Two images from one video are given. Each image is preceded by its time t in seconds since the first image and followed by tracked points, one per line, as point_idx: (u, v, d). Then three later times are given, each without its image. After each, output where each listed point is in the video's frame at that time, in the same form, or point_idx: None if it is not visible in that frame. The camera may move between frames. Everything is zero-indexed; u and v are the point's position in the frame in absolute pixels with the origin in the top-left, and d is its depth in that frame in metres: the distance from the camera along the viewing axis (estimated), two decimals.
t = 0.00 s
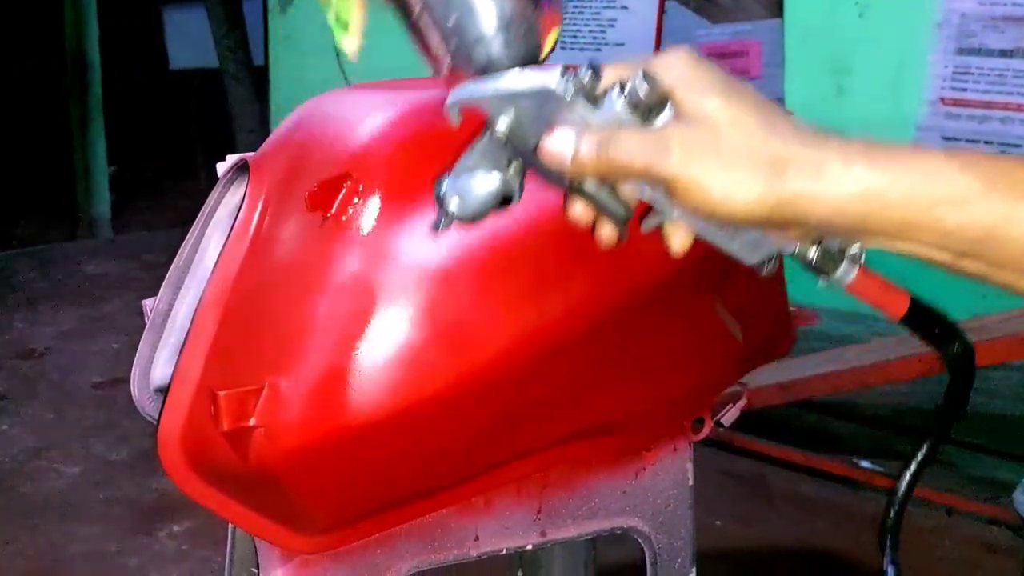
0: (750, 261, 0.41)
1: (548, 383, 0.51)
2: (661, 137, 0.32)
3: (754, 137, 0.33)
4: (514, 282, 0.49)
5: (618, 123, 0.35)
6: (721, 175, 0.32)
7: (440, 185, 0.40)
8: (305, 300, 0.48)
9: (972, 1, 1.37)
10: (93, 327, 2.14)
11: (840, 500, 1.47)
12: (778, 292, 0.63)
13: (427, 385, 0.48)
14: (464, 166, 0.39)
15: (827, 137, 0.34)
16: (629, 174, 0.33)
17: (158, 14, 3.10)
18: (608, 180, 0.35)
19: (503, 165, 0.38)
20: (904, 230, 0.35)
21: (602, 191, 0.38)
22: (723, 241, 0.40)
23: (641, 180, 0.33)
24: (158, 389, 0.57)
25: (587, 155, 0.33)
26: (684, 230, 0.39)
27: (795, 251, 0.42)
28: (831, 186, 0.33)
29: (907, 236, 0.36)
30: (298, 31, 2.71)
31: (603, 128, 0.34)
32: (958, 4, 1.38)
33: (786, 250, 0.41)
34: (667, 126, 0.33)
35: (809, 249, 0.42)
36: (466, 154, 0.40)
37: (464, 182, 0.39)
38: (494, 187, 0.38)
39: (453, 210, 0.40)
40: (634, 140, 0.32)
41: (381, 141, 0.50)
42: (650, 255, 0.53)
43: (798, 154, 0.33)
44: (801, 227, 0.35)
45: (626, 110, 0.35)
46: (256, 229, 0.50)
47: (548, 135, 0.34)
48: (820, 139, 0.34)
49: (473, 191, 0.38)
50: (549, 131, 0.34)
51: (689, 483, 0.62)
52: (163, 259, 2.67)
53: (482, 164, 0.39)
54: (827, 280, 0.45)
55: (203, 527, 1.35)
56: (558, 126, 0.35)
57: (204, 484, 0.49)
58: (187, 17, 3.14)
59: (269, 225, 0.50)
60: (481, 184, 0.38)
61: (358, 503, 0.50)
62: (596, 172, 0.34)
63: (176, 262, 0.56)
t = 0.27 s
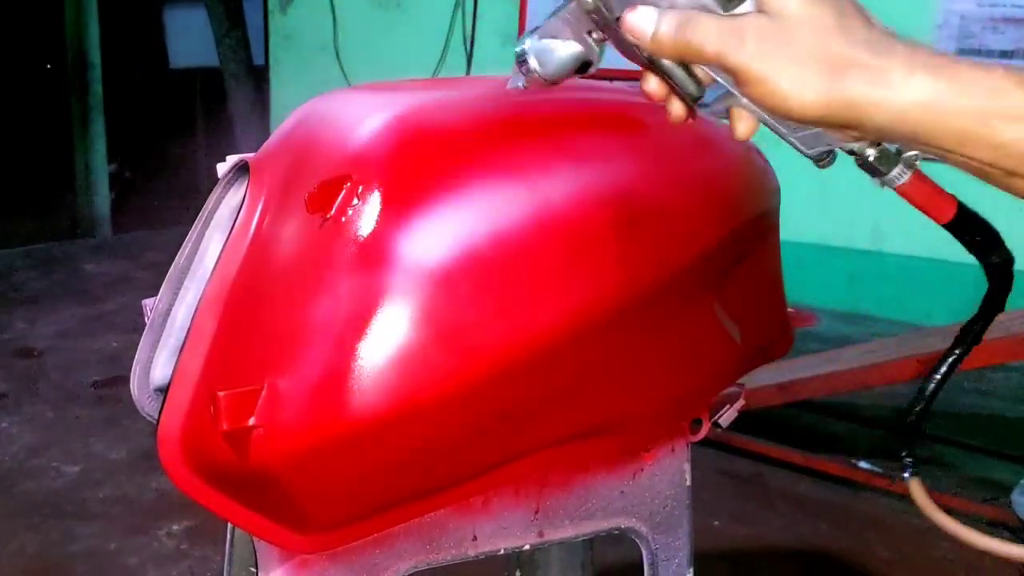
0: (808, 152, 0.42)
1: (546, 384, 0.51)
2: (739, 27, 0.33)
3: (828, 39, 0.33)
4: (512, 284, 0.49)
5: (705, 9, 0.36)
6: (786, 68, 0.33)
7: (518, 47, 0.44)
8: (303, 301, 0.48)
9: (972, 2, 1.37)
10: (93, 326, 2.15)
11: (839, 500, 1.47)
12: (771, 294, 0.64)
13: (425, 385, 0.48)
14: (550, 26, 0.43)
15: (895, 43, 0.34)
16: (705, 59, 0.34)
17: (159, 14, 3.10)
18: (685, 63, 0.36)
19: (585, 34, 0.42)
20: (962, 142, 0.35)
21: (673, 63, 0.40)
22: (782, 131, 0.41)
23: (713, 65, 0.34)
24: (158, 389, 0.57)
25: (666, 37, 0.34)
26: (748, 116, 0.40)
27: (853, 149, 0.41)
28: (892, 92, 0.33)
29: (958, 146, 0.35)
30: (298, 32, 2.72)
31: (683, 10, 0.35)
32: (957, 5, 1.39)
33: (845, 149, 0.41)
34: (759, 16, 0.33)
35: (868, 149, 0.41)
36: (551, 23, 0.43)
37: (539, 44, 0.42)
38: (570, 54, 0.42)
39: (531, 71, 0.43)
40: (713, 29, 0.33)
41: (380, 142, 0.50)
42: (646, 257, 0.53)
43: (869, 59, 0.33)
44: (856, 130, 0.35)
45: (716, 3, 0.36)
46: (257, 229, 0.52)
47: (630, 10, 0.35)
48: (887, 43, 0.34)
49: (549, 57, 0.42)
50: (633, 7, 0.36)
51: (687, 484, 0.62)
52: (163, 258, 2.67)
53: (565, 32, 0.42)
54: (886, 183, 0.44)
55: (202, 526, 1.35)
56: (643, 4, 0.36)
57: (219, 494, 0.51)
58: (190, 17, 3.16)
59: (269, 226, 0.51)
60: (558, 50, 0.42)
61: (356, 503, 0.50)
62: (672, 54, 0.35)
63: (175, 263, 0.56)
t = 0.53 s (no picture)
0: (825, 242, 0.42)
1: (546, 384, 0.52)
2: (780, 127, 0.32)
3: (865, 128, 0.34)
4: (513, 284, 0.50)
5: (730, 112, 0.34)
6: (835, 162, 0.33)
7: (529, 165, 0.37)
8: (304, 301, 0.49)
9: (972, 2, 1.37)
10: (93, 324, 2.15)
11: (839, 500, 1.48)
12: (771, 294, 0.64)
13: (426, 385, 0.48)
14: (560, 143, 0.37)
15: (930, 133, 0.36)
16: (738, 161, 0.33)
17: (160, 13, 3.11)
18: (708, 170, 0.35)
19: (600, 150, 0.37)
20: (1000, 223, 0.37)
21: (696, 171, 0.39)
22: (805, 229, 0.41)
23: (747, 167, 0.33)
24: (160, 388, 0.57)
25: (699, 145, 0.33)
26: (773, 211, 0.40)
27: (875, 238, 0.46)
28: (936, 178, 0.34)
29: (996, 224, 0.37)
30: (299, 31, 2.72)
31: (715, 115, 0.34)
32: (958, 5, 1.38)
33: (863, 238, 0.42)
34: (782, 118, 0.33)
35: (892, 236, 0.46)
36: (555, 141, 0.37)
37: (552, 162, 0.36)
38: (587, 171, 0.36)
39: (542, 197, 0.37)
40: (752, 132, 0.32)
41: (380, 142, 0.50)
42: (645, 257, 0.53)
43: (907, 147, 0.34)
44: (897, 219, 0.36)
45: (740, 102, 0.34)
46: (258, 227, 0.51)
47: (656, 122, 0.34)
48: (924, 133, 0.35)
49: (561, 172, 0.36)
50: (657, 117, 0.35)
51: (686, 483, 0.62)
52: (164, 257, 2.67)
53: (570, 146, 0.36)
54: (910, 267, 0.49)
55: (203, 524, 1.35)
56: (665, 116, 0.35)
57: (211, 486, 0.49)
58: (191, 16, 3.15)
59: (271, 225, 0.51)
60: (571, 166, 0.36)
61: (357, 502, 0.51)
62: (707, 161, 0.34)
63: (178, 262, 0.56)
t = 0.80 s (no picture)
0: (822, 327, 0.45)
1: (544, 385, 0.52)
2: (780, 227, 0.37)
3: (863, 221, 0.40)
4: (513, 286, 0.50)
5: (727, 211, 0.37)
6: (837, 257, 0.38)
7: (522, 276, 0.41)
8: (303, 302, 0.49)
9: (972, 4, 1.37)
10: (93, 324, 2.15)
11: (837, 500, 1.48)
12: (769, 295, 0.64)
13: (425, 387, 0.48)
14: (549, 256, 0.39)
15: (923, 220, 0.41)
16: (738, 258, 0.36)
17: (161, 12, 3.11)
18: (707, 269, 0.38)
19: (593, 259, 0.39)
20: (997, 301, 0.43)
21: (688, 273, 0.43)
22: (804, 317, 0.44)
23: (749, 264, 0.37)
24: (161, 388, 0.57)
25: (698, 249, 0.36)
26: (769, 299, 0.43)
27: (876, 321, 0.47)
28: (935, 260, 0.40)
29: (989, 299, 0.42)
30: (300, 31, 2.73)
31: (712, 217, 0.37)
32: (957, 6, 1.38)
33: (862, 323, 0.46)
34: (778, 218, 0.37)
35: (890, 317, 0.48)
36: (545, 251, 0.40)
37: (542, 275, 0.39)
38: (578, 280, 0.38)
39: (537, 306, 0.40)
40: (751, 234, 0.36)
41: (380, 147, 0.51)
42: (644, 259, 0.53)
43: (904, 235, 0.40)
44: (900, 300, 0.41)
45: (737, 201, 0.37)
46: (258, 229, 0.52)
47: (653, 229, 0.36)
48: (915, 220, 0.41)
49: (553, 286, 0.39)
50: (652, 224, 0.37)
51: (684, 484, 0.62)
52: (164, 257, 2.68)
53: (561, 258, 0.39)
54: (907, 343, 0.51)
55: (202, 524, 1.36)
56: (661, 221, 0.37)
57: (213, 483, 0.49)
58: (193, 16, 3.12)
59: (271, 226, 0.51)
60: (558, 278, 0.39)
61: (357, 502, 0.51)
62: (707, 263, 0.36)
63: (178, 264, 0.57)
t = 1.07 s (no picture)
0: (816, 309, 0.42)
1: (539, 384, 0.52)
2: (769, 210, 0.34)
3: (850, 203, 0.36)
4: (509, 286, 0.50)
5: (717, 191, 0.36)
6: (823, 239, 0.35)
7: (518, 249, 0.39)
8: (298, 302, 0.49)
9: (971, 3, 1.37)
10: (93, 324, 2.15)
11: (836, 499, 1.48)
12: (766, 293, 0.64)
13: (421, 387, 0.49)
14: (549, 227, 0.38)
15: (909, 201, 0.37)
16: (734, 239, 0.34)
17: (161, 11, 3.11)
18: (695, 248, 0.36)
19: (589, 233, 0.37)
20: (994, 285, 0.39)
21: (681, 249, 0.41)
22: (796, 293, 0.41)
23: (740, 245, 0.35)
24: (158, 388, 0.57)
25: (690, 226, 0.34)
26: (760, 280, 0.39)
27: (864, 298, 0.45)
28: (917, 246, 0.37)
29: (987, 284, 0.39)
30: (299, 30, 2.73)
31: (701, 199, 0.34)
32: (955, 6, 1.38)
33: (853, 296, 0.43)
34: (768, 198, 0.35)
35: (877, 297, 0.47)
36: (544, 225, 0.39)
37: (540, 246, 0.38)
38: (573, 254, 0.37)
39: (534, 276, 0.38)
40: (741, 212, 0.34)
41: (376, 146, 0.51)
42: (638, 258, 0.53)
43: (888, 216, 0.36)
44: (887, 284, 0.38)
45: (728, 182, 0.36)
46: (256, 230, 0.52)
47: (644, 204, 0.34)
48: (902, 202, 0.37)
49: (551, 255, 0.37)
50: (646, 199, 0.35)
51: (681, 484, 0.63)
52: (164, 256, 2.68)
53: (558, 230, 0.38)
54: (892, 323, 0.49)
55: (202, 524, 1.36)
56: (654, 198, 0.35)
57: (208, 486, 0.51)
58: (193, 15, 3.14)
59: (268, 226, 0.52)
60: (558, 248, 0.37)
61: (354, 501, 0.51)
62: (697, 240, 0.34)
63: (176, 263, 0.57)
